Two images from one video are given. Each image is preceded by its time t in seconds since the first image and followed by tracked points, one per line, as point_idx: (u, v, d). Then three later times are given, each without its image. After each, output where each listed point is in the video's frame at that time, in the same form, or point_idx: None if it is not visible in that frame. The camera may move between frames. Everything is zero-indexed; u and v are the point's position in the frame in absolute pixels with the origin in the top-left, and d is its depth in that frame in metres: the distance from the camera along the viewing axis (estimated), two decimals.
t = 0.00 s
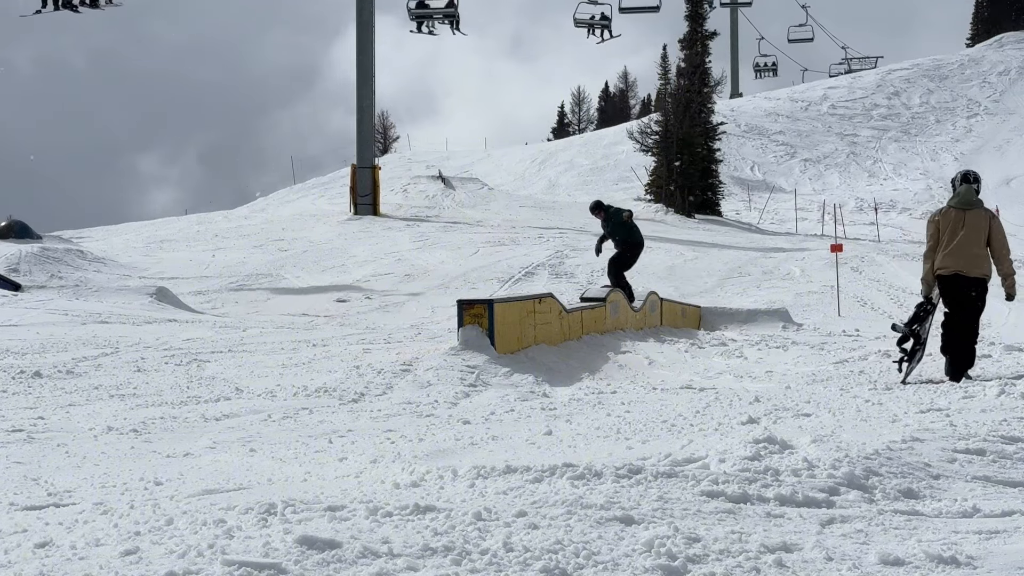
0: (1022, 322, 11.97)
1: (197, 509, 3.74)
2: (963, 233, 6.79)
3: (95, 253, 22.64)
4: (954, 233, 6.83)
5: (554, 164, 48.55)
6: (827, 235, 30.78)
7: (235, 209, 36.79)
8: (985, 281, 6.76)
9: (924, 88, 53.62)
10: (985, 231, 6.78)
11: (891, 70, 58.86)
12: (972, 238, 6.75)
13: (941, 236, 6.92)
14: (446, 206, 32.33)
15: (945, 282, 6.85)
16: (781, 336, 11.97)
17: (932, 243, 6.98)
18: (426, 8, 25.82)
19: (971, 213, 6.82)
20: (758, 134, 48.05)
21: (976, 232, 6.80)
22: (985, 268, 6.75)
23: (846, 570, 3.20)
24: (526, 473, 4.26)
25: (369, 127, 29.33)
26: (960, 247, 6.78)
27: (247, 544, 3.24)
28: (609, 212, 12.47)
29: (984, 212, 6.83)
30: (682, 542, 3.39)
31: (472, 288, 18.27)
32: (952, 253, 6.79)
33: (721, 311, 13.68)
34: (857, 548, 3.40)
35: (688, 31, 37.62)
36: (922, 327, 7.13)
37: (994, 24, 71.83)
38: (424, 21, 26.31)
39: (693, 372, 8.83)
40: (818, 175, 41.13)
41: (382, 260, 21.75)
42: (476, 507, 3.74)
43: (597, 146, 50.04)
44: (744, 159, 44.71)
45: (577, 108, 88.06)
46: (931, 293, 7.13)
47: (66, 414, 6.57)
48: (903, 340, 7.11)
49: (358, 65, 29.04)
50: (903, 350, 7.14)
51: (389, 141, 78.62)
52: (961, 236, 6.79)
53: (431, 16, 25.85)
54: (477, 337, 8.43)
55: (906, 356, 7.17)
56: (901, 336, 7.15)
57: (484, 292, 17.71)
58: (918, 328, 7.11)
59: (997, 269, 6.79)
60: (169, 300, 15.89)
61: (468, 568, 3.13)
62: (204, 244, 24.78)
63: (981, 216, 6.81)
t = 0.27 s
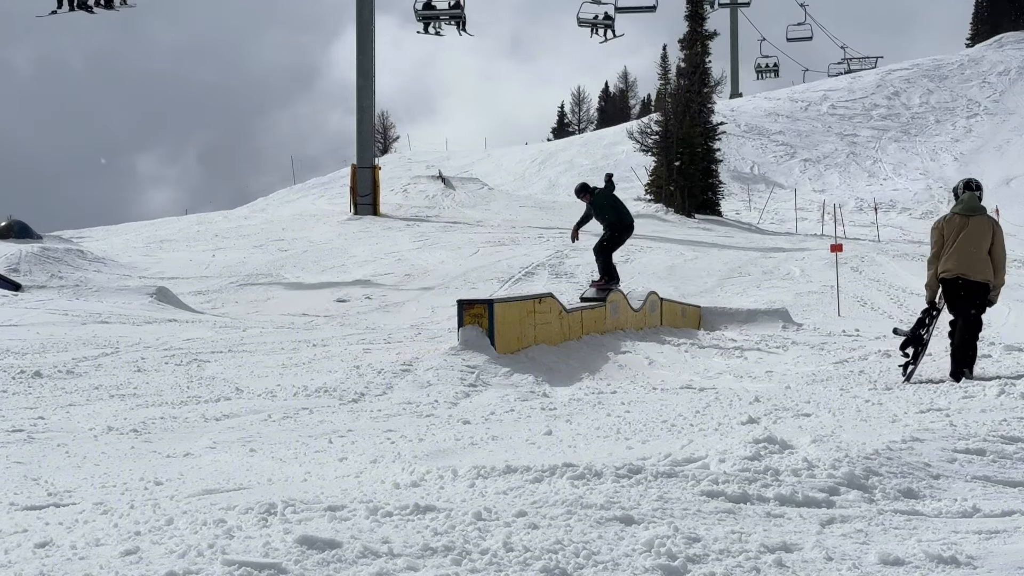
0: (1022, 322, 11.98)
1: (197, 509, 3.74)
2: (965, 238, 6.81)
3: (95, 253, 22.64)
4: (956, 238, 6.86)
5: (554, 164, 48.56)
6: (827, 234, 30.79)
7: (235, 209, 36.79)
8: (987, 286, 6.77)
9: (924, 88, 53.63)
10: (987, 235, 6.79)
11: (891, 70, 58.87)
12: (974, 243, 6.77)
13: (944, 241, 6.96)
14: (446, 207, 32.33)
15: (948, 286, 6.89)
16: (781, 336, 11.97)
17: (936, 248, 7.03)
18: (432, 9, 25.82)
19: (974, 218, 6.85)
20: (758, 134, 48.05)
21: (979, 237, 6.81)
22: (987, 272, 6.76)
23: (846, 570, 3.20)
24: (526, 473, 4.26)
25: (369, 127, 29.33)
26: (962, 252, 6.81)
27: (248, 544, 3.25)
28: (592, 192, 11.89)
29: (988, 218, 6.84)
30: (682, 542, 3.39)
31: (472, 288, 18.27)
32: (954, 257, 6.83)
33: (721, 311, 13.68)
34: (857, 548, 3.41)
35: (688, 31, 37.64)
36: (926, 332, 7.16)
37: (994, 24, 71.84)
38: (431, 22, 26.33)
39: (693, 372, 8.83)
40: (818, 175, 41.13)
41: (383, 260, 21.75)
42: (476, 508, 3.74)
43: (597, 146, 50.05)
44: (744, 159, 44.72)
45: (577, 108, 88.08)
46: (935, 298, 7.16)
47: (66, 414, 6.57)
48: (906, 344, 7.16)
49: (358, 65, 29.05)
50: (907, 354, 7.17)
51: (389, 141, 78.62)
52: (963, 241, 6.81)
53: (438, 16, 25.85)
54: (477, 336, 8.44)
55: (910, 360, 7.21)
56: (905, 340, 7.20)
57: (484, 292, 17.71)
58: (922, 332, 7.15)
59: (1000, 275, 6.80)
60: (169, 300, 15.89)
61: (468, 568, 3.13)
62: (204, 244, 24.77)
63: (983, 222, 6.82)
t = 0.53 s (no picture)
0: (1022, 322, 11.98)
1: (197, 509, 3.74)
2: (968, 229, 6.89)
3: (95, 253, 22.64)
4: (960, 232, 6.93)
5: (554, 164, 48.55)
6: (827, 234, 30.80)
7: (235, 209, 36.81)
8: (992, 275, 6.86)
9: (924, 88, 53.62)
10: (991, 228, 6.87)
11: (891, 70, 58.86)
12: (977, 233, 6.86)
13: (948, 235, 7.02)
14: (446, 207, 32.33)
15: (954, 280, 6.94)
16: (781, 336, 11.98)
17: (940, 242, 7.08)
18: (439, 10, 25.81)
19: (976, 212, 6.92)
20: (758, 134, 48.07)
21: (982, 230, 6.89)
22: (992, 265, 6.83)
23: (846, 570, 3.20)
24: (526, 473, 4.26)
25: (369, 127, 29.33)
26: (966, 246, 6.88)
27: (248, 544, 3.24)
28: (579, 197, 11.03)
29: (989, 211, 6.93)
30: (682, 542, 3.39)
31: (472, 288, 18.28)
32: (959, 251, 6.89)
33: (721, 311, 13.68)
34: (857, 548, 3.41)
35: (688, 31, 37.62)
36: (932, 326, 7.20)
37: (993, 24, 71.81)
38: (437, 23, 26.30)
39: (693, 372, 8.83)
40: (818, 175, 41.13)
41: (383, 260, 21.76)
42: (476, 507, 3.74)
43: (597, 146, 50.05)
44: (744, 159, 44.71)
45: (577, 108, 88.06)
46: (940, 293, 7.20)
47: (66, 415, 6.57)
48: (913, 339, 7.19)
49: (358, 65, 29.05)
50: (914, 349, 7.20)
51: (389, 141, 78.64)
52: (966, 232, 6.90)
53: (444, 18, 25.82)
54: (477, 337, 8.43)
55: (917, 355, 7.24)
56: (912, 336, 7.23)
57: (484, 292, 17.71)
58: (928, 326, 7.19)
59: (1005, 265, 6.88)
60: (169, 300, 15.88)
61: (468, 568, 3.13)
62: (204, 244, 24.77)
63: (985, 212, 6.92)
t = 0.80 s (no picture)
0: (1022, 322, 11.98)
1: (197, 509, 3.74)
2: (975, 233, 6.93)
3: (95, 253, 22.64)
4: (967, 235, 6.97)
5: (554, 164, 48.55)
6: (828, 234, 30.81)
7: (235, 209, 36.81)
8: (999, 279, 6.91)
9: (924, 88, 53.62)
10: (997, 230, 6.91)
11: (891, 70, 58.88)
12: (984, 237, 6.90)
13: (955, 237, 7.04)
14: (446, 207, 32.33)
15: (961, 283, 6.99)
16: (781, 336, 11.98)
17: (946, 244, 7.11)
18: (445, 11, 25.83)
19: (983, 214, 6.96)
20: (758, 134, 48.07)
21: (988, 233, 6.93)
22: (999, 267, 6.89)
23: (846, 570, 3.20)
24: (526, 473, 4.26)
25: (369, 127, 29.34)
26: (974, 248, 6.92)
27: (248, 544, 3.25)
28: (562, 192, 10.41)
29: (995, 213, 6.97)
30: (682, 542, 3.39)
31: (472, 288, 18.29)
32: (967, 254, 6.93)
33: (721, 311, 13.68)
34: (857, 548, 3.41)
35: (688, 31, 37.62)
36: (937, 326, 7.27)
37: (993, 24, 71.81)
38: (444, 24, 26.31)
39: (693, 372, 8.83)
40: (818, 175, 41.13)
41: (383, 259, 21.75)
42: (477, 508, 3.74)
43: (597, 146, 50.04)
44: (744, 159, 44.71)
45: (577, 108, 88.05)
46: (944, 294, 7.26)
47: (66, 415, 6.57)
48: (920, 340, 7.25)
49: (358, 65, 29.05)
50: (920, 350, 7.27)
51: (389, 141, 78.63)
52: (972, 236, 6.94)
53: (450, 19, 25.85)
54: (477, 337, 8.43)
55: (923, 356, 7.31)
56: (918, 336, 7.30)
57: (484, 292, 17.72)
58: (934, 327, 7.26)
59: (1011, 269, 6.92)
60: (169, 300, 15.88)
61: (468, 568, 3.13)
62: (204, 244, 24.76)
63: (992, 216, 6.96)
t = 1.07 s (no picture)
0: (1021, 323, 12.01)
1: (197, 509, 3.74)
2: (986, 232, 6.97)
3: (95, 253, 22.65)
4: (978, 233, 7.00)
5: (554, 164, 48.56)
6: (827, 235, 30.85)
7: (235, 209, 36.82)
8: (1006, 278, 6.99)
9: (924, 88, 53.65)
10: (1007, 230, 6.96)
11: (891, 70, 58.94)
12: (996, 235, 6.94)
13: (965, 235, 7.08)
14: (446, 207, 32.35)
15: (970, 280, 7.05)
16: (780, 336, 12.00)
17: (954, 242, 7.15)
18: (452, 12, 25.76)
19: (994, 213, 7.00)
20: (758, 134, 48.09)
21: (999, 232, 6.98)
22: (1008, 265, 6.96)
23: (845, 570, 3.21)
24: (526, 473, 4.26)
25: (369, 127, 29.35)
26: (985, 247, 6.97)
27: (248, 544, 3.25)
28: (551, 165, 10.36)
29: (1005, 212, 7.02)
30: (682, 542, 3.40)
31: (472, 288, 18.31)
32: (977, 252, 6.98)
33: (721, 311, 13.69)
34: (857, 548, 3.41)
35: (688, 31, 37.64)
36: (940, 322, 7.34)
37: (993, 24, 71.89)
38: (450, 25, 26.23)
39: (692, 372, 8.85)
40: (818, 175, 41.16)
41: (382, 260, 21.77)
42: (477, 508, 3.74)
43: (597, 146, 50.06)
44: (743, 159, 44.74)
45: (577, 108, 88.14)
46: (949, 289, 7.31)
47: (66, 415, 6.57)
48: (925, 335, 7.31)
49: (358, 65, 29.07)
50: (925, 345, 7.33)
51: (389, 141, 78.67)
52: (984, 234, 6.97)
53: (457, 20, 25.83)
54: (477, 337, 8.43)
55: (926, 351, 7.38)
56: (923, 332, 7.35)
57: (484, 293, 17.75)
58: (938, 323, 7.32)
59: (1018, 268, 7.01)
60: (169, 300, 15.90)
61: (468, 568, 3.13)
62: (204, 244, 24.78)
63: (1002, 215, 7.01)
